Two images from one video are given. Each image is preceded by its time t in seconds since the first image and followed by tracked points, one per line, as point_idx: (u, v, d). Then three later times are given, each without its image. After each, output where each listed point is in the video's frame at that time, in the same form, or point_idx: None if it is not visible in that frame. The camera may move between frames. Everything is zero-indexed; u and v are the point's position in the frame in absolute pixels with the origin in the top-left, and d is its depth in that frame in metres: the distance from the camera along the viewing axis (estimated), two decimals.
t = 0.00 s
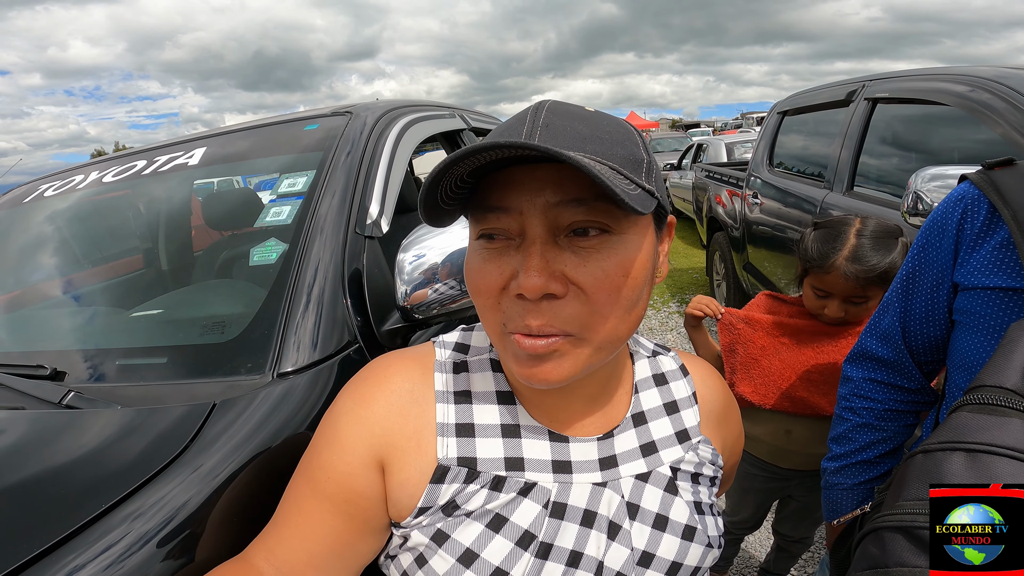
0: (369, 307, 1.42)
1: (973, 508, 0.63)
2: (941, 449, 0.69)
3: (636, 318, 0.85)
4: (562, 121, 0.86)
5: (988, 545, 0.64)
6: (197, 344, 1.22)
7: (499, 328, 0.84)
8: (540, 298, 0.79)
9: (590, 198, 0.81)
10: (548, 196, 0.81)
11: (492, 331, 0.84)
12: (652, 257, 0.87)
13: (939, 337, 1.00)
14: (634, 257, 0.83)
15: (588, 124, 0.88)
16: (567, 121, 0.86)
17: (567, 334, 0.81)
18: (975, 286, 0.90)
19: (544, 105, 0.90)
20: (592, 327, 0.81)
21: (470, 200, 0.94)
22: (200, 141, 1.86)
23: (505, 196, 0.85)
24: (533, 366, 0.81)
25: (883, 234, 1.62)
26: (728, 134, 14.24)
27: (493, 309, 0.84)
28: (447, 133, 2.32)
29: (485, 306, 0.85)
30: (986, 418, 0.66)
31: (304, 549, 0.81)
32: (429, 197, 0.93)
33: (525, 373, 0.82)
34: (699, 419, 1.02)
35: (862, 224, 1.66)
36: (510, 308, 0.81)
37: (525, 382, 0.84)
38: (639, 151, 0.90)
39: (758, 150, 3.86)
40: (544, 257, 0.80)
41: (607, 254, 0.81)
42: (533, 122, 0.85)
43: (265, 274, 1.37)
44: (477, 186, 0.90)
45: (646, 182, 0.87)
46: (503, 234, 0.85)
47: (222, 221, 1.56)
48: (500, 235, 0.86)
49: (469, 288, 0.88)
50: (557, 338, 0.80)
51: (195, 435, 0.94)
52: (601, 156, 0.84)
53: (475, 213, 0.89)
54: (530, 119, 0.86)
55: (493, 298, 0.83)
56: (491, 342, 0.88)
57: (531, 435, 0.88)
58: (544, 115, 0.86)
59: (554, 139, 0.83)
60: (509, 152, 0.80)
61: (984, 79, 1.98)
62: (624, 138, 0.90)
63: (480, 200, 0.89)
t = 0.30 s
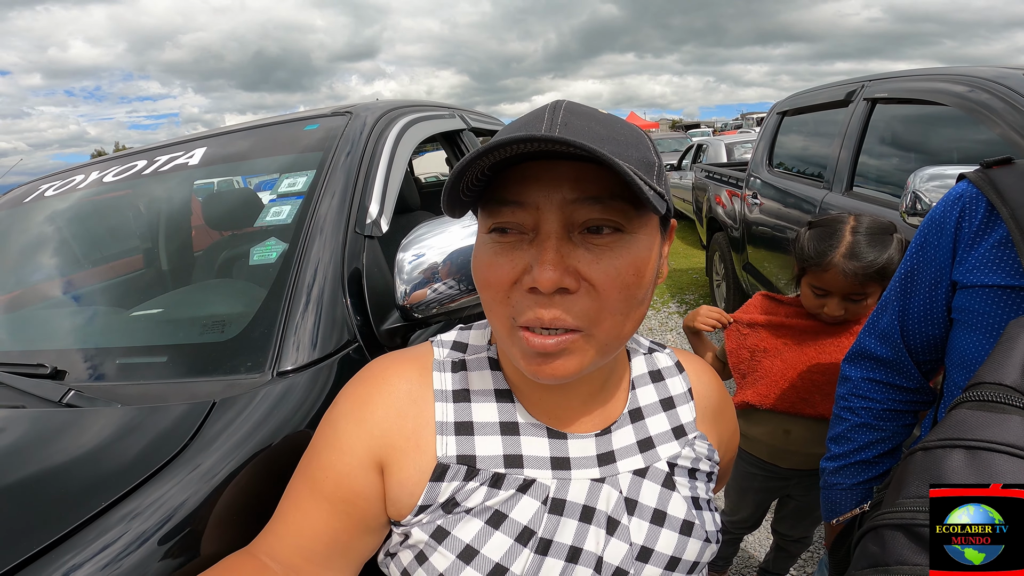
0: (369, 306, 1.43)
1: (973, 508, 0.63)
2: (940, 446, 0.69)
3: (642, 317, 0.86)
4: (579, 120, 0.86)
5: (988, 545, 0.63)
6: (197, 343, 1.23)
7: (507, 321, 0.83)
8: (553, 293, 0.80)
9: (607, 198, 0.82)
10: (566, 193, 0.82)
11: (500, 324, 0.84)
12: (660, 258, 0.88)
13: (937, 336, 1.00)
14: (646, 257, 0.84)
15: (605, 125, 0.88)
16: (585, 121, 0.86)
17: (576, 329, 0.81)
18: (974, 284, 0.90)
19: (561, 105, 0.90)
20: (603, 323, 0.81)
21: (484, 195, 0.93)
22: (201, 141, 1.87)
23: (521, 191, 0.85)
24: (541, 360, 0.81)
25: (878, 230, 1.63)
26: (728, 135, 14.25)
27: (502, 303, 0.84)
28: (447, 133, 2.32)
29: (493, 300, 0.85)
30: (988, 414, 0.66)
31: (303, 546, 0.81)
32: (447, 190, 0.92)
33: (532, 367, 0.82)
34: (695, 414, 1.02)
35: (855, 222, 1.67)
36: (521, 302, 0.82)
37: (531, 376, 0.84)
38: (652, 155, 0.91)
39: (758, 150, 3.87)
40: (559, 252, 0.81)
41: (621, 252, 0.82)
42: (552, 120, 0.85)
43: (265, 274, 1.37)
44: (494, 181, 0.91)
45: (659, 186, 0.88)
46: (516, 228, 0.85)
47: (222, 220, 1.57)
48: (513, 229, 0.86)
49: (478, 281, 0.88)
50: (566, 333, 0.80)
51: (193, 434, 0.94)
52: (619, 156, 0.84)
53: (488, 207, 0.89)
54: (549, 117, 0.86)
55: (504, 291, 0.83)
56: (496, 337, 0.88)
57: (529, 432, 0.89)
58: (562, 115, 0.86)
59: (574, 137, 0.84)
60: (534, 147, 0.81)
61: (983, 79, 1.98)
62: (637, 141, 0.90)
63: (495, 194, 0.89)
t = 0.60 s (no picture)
0: (368, 306, 1.43)
1: (973, 508, 0.63)
2: (942, 444, 0.69)
3: (637, 311, 0.86)
4: (571, 120, 0.87)
5: (988, 545, 0.63)
6: (198, 343, 1.23)
7: (503, 317, 0.84)
8: (546, 286, 0.80)
9: (598, 192, 0.82)
10: (558, 189, 0.82)
11: (497, 319, 0.85)
12: (654, 252, 0.88)
13: (938, 336, 1.00)
14: (638, 250, 0.84)
15: (597, 124, 0.89)
16: (576, 120, 0.87)
17: (571, 322, 0.81)
18: (974, 283, 0.91)
19: (554, 104, 0.90)
20: (597, 316, 0.81)
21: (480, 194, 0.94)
22: (201, 141, 1.87)
23: (515, 188, 0.86)
24: (537, 354, 0.81)
25: (872, 231, 1.63)
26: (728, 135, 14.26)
27: (498, 298, 0.84)
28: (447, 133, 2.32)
29: (490, 296, 0.85)
30: (988, 413, 0.66)
31: (304, 544, 0.81)
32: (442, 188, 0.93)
33: (528, 361, 0.82)
34: (695, 413, 1.02)
35: (849, 223, 1.67)
36: (516, 296, 0.82)
37: (528, 370, 0.84)
38: (644, 152, 0.92)
39: (758, 150, 3.87)
40: (552, 246, 0.81)
41: (613, 246, 0.82)
42: (544, 120, 0.86)
43: (265, 273, 1.37)
44: (490, 180, 0.92)
45: (651, 181, 0.88)
46: (511, 225, 0.86)
47: (222, 220, 1.57)
48: (508, 226, 0.86)
49: (474, 279, 0.88)
50: (560, 326, 0.81)
51: (193, 433, 0.95)
52: (609, 153, 0.85)
53: (484, 206, 0.90)
54: (541, 117, 0.87)
55: (500, 287, 0.84)
56: (494, 333, 0.88)
57: (531, 429, 0.89)
58: (555, 114, 0.87)
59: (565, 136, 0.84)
60: (524, 144, 0.81)
61: (983, 79, 1.98)
62: (630, 138, 0.91)
63: (490, 193, 0.90)
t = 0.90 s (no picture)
0: (370, 307, 1.43)
1: (973, 508, 0.63)
2: (943, 444, 0.69)
3: (635, 309, 0.86)
4: (565, 120, 0.87)
5: (988, 545, 0.62)
6: (199, 343, 1.23)
7: (502, 317, 0.84)
8: (542, 285, 0.80)
9: (591, 191, 0.82)
10: (551, 189, 0.82)
11: (495, 319, 0.85)
12: (651, 250, 0.87)
13: (940, 337, 1.00)
14: (632, 248, 0.83)
15: (591, 123, 0.89)
16: (570, 120, 0.87)
17: (568, 321, 0.81)
18: (976, 284, 0.91)
19: (549, 105, 0.91)
20: (593, 315, 0.81)
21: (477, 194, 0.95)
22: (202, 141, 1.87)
23: (510, 189, 0.86)
24: (535, 353, 0.82)
25: (870, 227, 1.64)
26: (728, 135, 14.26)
27: (497, 298, 0.84)
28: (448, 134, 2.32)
29: (489, 296, 0.85)
30: (988, 413, 0.67)
31: (306, 543, 0.81)
32: (437, 189, 0.94)
33: (527, 360, 0.82)
34: (697, 414, 1.02)
35: (847, 220, 1.68)
36: (514, 296, 0.82)
37: (527, 369, 0.84)
38: (639, 150, 0.91)
39: (759, 151, 3.87)
40: (547, 246, 0.81)
41: (608, 244, 0.82)
42: (538, 122, 0.86)
43: (266, 274, 1.38)
44: (486, 180, 0.92)
45: (645, 179, 0.88)
46: (508, 226, 0.86)
47: (223, 220, 1.57)
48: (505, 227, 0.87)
49: (474, 280, 0.89)
50: (557, 325, 0.81)
51: (195, 433, 0.95)
52: (602, 153, 0.85)
53: (482, 207, 0.90)
54: (535, 120, 0.87)
55: (497, 287, 0.84)
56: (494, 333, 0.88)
57: (532, 429, 0.89)
58: (549, 116, 0.87)
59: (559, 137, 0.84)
60: (516, 144, 0.81)
61: (984, 80, 1.98)
62: (624, 137, 0.91)
63: (487, 194, 0.90)
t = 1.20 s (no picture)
0: (371, 306, 1.43)
1: (973, 508, 0.64)
2: (951, 442, 0.69)
3: (624, 307, 0.85)
4: (546, 120, 0.87)
5: (988, 545, 0.62)
6: (200, 342, 1.23)
7: (492, 319, 0.84)
8: (526, 287, 0.80)
9: (571, 189, 0.82)
10: (532, 189, 0.82)
11: (486, 321, 0.85)
12: (638, 246, 0.86)
13: (945, 336, 1.00)
14: (615, 246, 0.83)
15: (574, 121, 0.88)
16: (552, 119, 0.87)
17: (555, 321, 0.81)
18: (981, 284, 0.91)
19: (532, 105, 0.91)
20: (579, 314, 0.81)
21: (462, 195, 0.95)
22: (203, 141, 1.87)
23: (492, 191, 0.86)
24: (524, 354, 0.82)
25: (869, 221, 1.64)
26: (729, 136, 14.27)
27: (486, 300, 0.84)
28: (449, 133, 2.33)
29: (479, 299, 0.86)
30: (995, 411, 0.66)
31: (307, 542, 0.81)
32: (418, 191, 0.95)
33: (518, 361, 0.83)
34: (698, 414, 1.02)
35: (846, 215, 1.68)
36: (501, 298, 0.82)
37: (518, 370, 0.84)
38: (623, 146, 0.91)
39: (760, 151, 3.87)
40: (530, 247, 0.81)
41: (590, 243, 0.81)
42: (518, 124, 0.85)
43: (267, 273, 1.37)
44: (468, 183, 0.93)
45: (629, 174, 0.88)
46: (493, 228, 0.86)
47: (223, 220, 1.57)
48: (490, 229, 0.87)
49: (465, 283, 0.89)
50: (544, 326, 0.81)
51: (196, 433, 0.95)
52: (581, 150, 0.85)
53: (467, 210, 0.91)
54: (516, 122, 0.86)
55: (486, 289, 0.84)
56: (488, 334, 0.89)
57: (532, 428, 0.89)
58: (530, 116, 0.87)
59: (539, 136, 0.84)
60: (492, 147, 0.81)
61: (985, 80, 1.97)
62: (608, 133, 0.90)
63: (472, 196, 0.91)
